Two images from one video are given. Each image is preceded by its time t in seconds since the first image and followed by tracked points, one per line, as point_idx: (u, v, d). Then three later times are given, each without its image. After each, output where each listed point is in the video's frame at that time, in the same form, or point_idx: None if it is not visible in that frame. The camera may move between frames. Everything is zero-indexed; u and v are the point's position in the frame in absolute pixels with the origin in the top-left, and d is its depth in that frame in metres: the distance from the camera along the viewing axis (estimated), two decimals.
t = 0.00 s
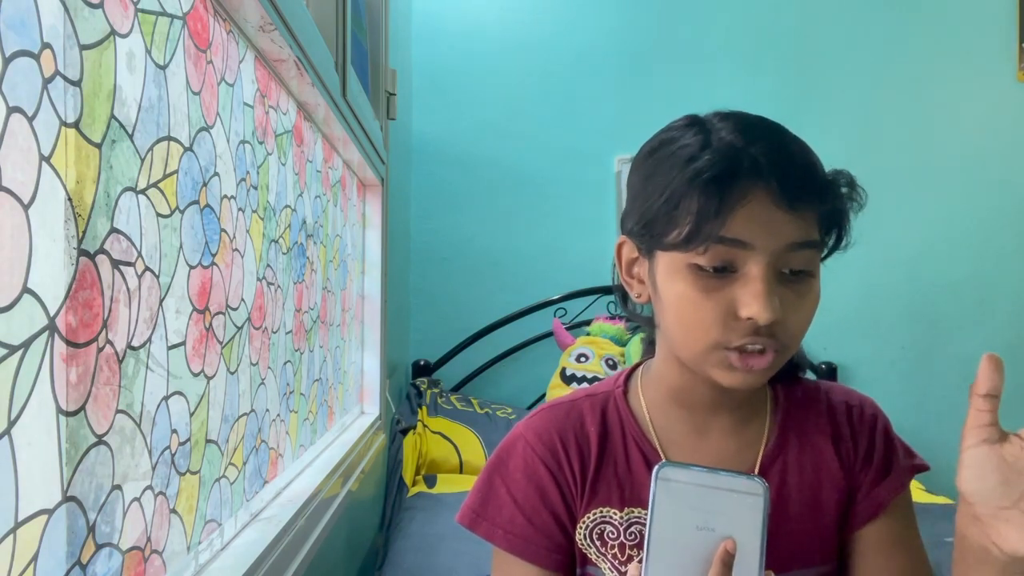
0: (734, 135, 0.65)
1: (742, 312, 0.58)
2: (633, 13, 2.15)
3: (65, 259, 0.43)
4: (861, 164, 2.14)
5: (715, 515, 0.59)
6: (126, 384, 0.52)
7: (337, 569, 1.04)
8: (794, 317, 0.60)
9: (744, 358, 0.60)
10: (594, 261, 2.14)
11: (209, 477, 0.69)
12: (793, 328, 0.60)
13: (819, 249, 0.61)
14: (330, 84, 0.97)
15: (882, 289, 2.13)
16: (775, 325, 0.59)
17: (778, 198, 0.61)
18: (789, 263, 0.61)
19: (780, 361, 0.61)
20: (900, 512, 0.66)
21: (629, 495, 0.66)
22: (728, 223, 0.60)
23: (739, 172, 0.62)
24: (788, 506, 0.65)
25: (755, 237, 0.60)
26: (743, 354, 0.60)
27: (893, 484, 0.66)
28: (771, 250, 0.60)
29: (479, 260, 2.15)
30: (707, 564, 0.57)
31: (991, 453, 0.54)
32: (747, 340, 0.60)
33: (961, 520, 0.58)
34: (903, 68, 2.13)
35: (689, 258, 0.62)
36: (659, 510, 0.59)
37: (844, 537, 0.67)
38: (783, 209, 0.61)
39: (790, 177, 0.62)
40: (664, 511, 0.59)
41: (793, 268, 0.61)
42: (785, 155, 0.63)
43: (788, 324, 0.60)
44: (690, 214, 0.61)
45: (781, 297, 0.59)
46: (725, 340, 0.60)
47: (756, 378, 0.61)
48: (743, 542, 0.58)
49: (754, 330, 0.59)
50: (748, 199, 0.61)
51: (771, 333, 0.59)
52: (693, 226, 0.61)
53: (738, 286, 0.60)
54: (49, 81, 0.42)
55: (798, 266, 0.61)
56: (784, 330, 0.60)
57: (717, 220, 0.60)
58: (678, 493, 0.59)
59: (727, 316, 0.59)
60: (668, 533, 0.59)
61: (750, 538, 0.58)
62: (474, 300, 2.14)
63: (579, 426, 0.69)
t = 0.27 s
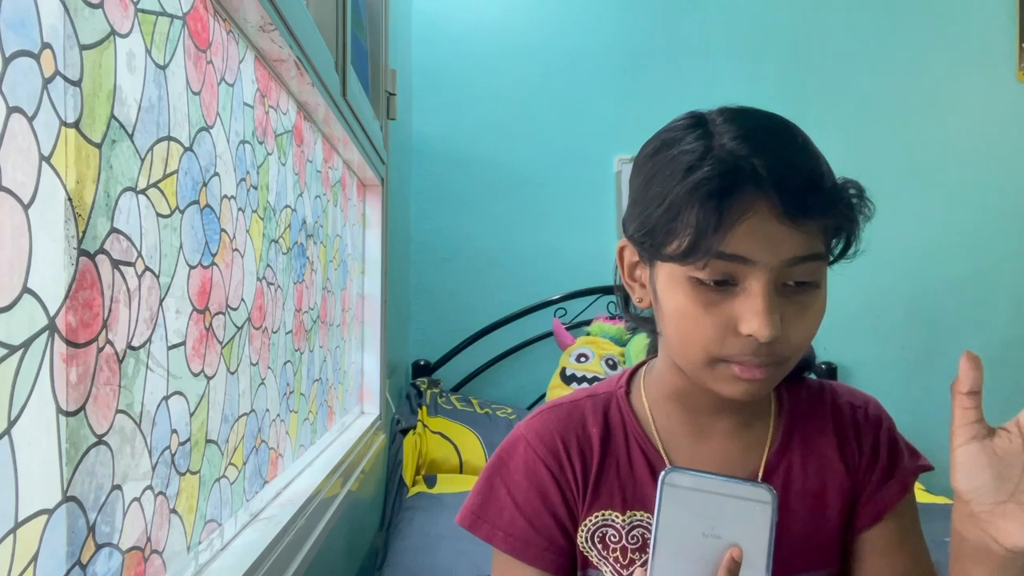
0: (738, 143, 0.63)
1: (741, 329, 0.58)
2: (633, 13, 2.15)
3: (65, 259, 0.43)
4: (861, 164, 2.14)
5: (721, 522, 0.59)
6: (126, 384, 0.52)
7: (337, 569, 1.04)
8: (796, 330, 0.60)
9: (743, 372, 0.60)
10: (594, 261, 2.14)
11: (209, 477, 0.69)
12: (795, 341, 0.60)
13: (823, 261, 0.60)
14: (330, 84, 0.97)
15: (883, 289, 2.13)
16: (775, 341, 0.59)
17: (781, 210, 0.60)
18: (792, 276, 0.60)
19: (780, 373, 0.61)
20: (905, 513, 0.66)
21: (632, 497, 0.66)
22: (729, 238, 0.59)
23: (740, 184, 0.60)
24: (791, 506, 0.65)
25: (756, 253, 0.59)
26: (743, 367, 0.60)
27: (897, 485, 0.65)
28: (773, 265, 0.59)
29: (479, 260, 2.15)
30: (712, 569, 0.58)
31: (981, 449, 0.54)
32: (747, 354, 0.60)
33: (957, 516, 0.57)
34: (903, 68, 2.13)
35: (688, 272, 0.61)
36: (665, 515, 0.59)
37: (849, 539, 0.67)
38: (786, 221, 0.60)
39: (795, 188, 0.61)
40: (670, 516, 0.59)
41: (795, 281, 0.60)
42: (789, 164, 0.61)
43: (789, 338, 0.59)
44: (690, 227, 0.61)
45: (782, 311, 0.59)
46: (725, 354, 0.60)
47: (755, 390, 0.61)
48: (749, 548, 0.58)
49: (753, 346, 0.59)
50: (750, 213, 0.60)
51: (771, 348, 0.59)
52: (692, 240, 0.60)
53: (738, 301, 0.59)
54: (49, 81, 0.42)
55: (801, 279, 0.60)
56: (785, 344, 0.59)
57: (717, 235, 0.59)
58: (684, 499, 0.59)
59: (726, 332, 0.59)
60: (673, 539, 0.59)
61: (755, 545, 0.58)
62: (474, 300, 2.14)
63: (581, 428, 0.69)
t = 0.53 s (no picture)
0: (733, 148, 0.62)
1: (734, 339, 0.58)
2: (634, 13, 2.15)
3: (65, 259, 0.43)
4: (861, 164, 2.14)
5: (720, 525, 0.59)
6: (126, 384, 0.52)
7: (337, 569, 1.04)
8: (791, 339, 0.59)
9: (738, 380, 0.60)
10: (594, 261, 2.14)
11: (209, 477, 0.69)
12: (791, 350, 0.59)
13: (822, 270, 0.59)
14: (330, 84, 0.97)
15: (883, 289, 2.13)
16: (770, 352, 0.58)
17: (775, 220, 0.59)
18: (788, 286, 0.59)
19: (777, 381, 0.61)
20: (909, 513, 0.66)
21: (633, 501, 0.66)
22: (720, 249, 0.59)
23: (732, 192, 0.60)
24: (794, 508, 0.65)
25: (749, 264, 0.58)
26: (738, 376, 0.60)
27: (901, 486, 0.65)
28: (767, 276, 0.58)
29: (479, 260, 2.15)
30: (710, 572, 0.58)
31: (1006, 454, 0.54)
32: (741, 364, 0.60)
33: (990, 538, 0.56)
34: (903, 68, 2.13)
35: (682, 281, 0.61)
36: (663, 517, 0.59)
37: (852, 538, 0.67)
38: (781, 231, 0.58)
39: (790, 194, 0.59)
40: (668, 518, 0.59)
41: (792, 291, 0.59)
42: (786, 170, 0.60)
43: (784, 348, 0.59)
44: (682, 236, 0.60)
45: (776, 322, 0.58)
46: (719, 364, 0.60)
47: (751, 398, 0.61)
48: (747, 550, 0.58)
49: (747, 357, 0.59)
50: (742, 222, 0.59)
51: (766, 358, 0.59)
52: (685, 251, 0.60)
53: (732, 311, 0.59)
54: (49, 81, 0.42)
55: (798, 289, 0.59)
56: (780, 354, 0.59)
57: (708, 245, 0.59)
58: (682, 502, 0.59)
59: (720, 342, 0.59)
60: (671, 541, 0.59)
61: (753, 547, 0.58)
62: (474, 300, 2.14)
63: (582, 430, 0.69)
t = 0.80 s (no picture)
0: (713, 134, 0.63)
1: (717, 320, 0.58)
2: (634, 13, 2.15)
3: (65, 259, 0.43)
4: (861, 163, 2.14)
5: (718, 523, 0.59)
6: (126, 384, 0.52)
7: (337, 569, 1.04)
8: (775, 321, 0.59)
9: (725, 364, 0.60)
10: (594, 261, 2.14)
11: (209, 477, 0.69)
12: (776, 332, 0.59)
13: (804, 250, 0.59)
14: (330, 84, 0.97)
15: (883, 289, 2.13)
16: (754, 332, 0.58)
17: (753, 200, 0.59)
18: (770, 267, 0.59)
19: (767, 367, 0.60)
20: (908, 512, 0.66)
21: (631, 500, 0.66)
22: (698, 229, 0.59)
23: (708, 174, 0.61)
24: (792, 507, 0.65)
25: (728, 243, 0.59)
26: (725, 360, 0.60)
27: (899, 484, 0.65)
28: (746, 254, 0.58)
29: (479, 260, 2.15)
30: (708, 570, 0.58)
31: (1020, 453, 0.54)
32: (726, 346, 0.59)
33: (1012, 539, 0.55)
34: (903, 68, 2.13)
35: (666, 266, 0.62)
36: (661, 516, 0.59)
37: (850, 538, 0.67)
38: (759, 211, 0.59)
39: (767, 174, 0.60)
40: (666, 517, 0.59)
41: (776, 272, 0.59)
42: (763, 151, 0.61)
43: (770, 329, 0.59)
44: (662, 221, 0.61)
45: (758, 303, 0.58)
46: (705, 347, 0.60)
47: (740, 384, 0.60)
48: (745, 548, 0.58)
49: (731, 338, 0.58)
50: (719, 202, 0.60)
51: (750, 340, 0.59)
52: (666, 234, 0.61)
53: (714, 292, 0.59)
54: (49, 81, 0.42)
55: (781, 270, 0.59)
56: (764, 335, 0.59)
57: (686, 226, 0.60)
58: (680, 500, 0.59)
59: (703, 324, 0.59)
60: (670, 539, 0.59)
61: (751, 545, 0.58)
62: (474, 300, 2.14)
63: (580, 430, 0.69)
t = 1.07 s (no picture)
0: (694, 125, 0.65)
1: (703, 297, 0.59)
2: (634, 13, 2.15)
3: (65, 259, 0.43)
4: (860, 164, 2.14)
5: (715, 517, 0.59)
6: (126, 384, 0.52)
7: (337, 569, 1.04)
8: (759, 298, 0.60)
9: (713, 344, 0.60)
10: (594, 261, 2.14)
11: (209, 477, 0.69)
12: (761, 310, 0.60)
13: (782, 228, 0.61)
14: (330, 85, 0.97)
15: (883, 289, 2.13)
16: (738, 308, 0.59)
17: (730, 180, 0.61)
18: (751, 245, 0.60)
19: (755, 348, 0.60)
20: (902, 511, 0.65)
21: (628, 497, 0.66)
22: (679, 210, 0.61)
23: (687, 158, 0.63)
24: (786, 505, 0.65)
25: (709, 222, 0.60)
26: (714, 340, 0.60)
27: (894, 482, 0.65)
28: (725, 231, 0.60)
29: (479, 260, 2.15)
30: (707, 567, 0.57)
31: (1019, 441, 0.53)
32: (713, 324, 0.60)
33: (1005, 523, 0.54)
34: (903, 68, 2.13)
35: (653, 250, 0.63)
36: (659, 511, 0.59)
37: (846, 538, 0.67)
38: (738, 190, 0.61)
39: (743, 157, 0.62)
40: (664, 512, 0.59)
41: (758, 251, 0.61)
42: (739, 136, 0.63)
43: (754, 306, 0.59)
44: (646, 207, 0.64)
45: (742, 279, 0.59)
46: (692, 327, 0.60)
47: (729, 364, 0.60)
48: (744, 545, 0.58)
49: (717, 314, 0.59)
50: (699, 183, 0.62)
51: (736, 316, 0.59)
52: (651, 218, 0.63)
53: (699, 271, 0.60)
54: (49, 81, 0.42)
55: (762, 249, 0.61)
56: (750, 312, 0.59)
57: (667, 207, 0.62)
58: (678, 496, 0.60)
59: (690, 304, 0.60)
60: (668, 535, 0.59)
61: (750, 541, 0.58)
62: (474, 300, 2.14)
63: (578, 428, 0.69)
